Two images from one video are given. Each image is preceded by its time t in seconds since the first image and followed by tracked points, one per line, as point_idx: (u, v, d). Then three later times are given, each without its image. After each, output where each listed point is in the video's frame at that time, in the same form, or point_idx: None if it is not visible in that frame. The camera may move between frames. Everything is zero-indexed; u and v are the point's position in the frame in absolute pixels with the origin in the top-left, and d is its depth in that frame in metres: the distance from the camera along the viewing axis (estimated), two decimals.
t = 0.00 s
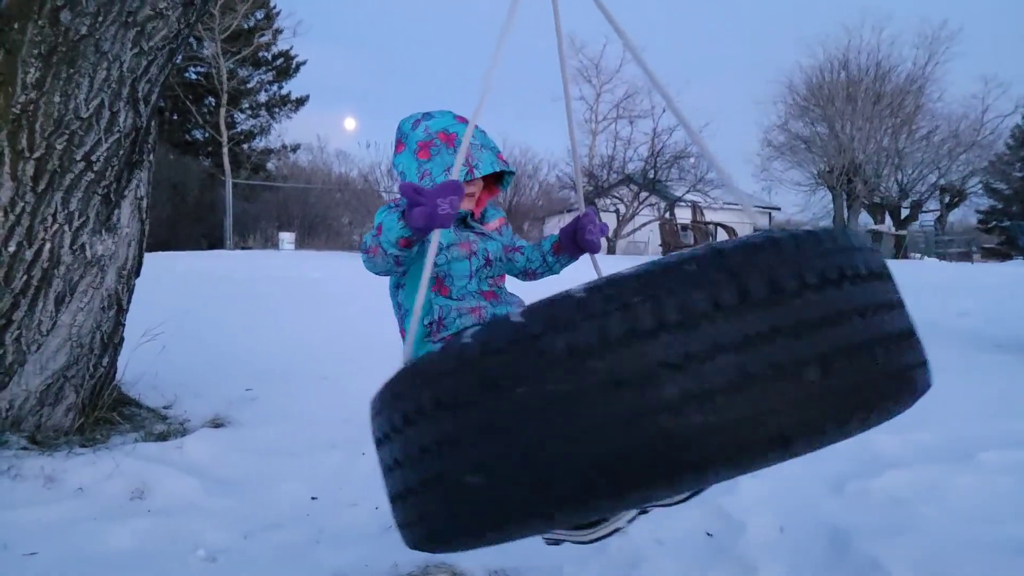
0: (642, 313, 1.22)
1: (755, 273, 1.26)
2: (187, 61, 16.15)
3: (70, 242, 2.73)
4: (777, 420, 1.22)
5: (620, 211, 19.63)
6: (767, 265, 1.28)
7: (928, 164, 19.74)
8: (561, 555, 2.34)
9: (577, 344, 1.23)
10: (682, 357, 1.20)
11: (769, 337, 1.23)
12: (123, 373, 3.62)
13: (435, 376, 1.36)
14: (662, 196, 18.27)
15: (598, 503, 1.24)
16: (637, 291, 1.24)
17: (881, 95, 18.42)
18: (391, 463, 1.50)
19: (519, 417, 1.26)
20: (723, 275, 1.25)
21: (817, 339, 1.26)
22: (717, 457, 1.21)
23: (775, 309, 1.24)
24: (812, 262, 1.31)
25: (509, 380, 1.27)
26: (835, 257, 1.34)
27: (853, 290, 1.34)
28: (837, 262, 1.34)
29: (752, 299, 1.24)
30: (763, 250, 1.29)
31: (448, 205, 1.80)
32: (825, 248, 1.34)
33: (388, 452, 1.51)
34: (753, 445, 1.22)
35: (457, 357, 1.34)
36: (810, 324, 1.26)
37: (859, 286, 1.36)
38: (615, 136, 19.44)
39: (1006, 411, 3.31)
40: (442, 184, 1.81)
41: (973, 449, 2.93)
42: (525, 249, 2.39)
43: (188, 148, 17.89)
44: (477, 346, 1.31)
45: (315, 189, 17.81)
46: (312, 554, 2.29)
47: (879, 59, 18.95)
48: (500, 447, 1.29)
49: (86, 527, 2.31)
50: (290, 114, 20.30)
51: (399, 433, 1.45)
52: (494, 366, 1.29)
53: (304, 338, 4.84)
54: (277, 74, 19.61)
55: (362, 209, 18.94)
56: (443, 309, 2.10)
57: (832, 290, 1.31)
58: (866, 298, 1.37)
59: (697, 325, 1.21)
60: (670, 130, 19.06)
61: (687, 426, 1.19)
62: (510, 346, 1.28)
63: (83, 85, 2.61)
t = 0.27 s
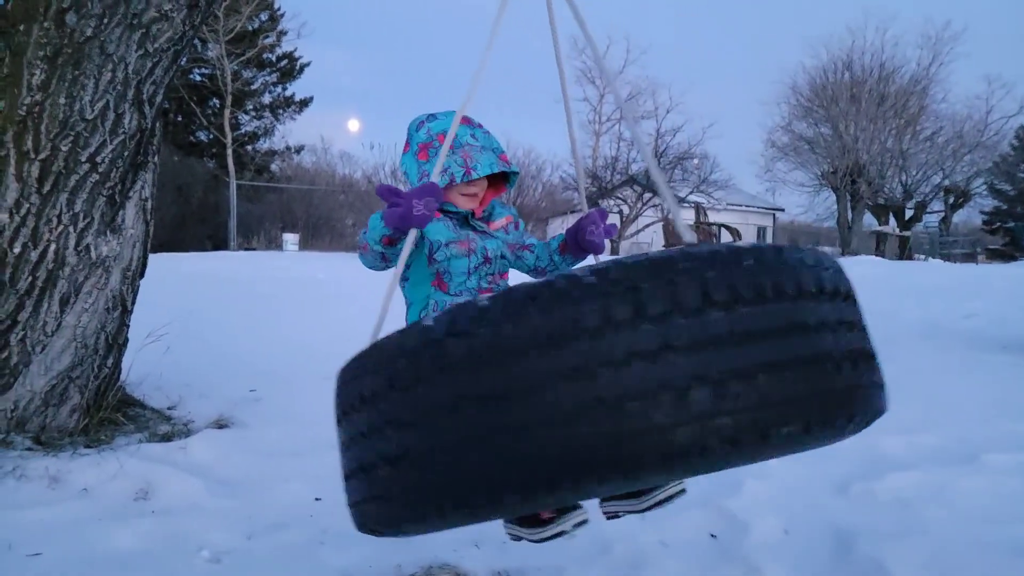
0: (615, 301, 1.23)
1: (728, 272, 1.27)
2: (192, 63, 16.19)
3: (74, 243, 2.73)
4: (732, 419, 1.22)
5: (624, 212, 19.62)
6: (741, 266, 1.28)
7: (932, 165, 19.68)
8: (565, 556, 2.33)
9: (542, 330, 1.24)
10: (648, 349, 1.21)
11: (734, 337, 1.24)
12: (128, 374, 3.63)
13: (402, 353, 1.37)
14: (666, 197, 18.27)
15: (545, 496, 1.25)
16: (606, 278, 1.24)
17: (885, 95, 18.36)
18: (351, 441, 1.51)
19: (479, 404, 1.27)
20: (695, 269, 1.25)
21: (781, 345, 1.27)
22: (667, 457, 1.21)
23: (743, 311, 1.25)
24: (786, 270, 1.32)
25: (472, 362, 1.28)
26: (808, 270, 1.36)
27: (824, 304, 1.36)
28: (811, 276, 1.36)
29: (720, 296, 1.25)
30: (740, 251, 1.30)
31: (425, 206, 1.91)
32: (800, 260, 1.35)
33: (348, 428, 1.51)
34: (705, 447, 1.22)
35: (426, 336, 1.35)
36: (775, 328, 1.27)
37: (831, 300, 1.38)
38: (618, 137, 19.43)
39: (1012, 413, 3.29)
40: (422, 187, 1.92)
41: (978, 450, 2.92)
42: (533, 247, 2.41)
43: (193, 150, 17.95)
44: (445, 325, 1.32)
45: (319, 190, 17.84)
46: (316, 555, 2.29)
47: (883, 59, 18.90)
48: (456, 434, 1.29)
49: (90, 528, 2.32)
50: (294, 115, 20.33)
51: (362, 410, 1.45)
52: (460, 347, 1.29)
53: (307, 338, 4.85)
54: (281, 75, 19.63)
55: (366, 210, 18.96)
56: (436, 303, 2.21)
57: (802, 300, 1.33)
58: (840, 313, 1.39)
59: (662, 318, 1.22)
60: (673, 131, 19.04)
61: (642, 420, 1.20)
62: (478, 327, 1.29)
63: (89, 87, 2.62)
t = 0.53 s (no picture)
0: (576, 300, 1.24)
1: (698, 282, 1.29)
2: (196, 64, 16.23)
3: (78, 244, 2.74)
4: (678, 424, 1.25)
5: (627, 213, 19.61)
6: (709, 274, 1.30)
7: (936, 166, 19.64)
8: (568, 557, 2.32)
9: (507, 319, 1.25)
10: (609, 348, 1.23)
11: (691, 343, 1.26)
12: (131, 375, 3.64)
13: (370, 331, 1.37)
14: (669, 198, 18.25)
15: (486, 486, 1.28)
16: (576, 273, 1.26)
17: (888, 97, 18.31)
18: (310, 414, 1.53)
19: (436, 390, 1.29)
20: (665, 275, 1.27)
21: (736, 355, 1.30)
22: (607, 456, 1.24)
23: (706, 319, 1.28)
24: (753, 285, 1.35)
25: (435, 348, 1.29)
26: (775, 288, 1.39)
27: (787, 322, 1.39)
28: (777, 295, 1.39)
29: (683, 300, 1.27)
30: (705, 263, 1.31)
31: (405, 205, 1.94)
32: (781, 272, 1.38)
33: (309, 400, 1.53)
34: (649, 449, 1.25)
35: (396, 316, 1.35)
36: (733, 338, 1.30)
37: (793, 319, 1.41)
38: (621, 138, 19.41)
39: (1016, 414, 3.27)
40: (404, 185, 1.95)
41: (982, 452, 2.91)
42: (541, 246, 2.44)
43: (197, 151, 17.99)
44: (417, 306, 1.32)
45: (322, 191, 17.86)
46: (320, 556, 2.28)
47: (886, 60, 18.85)
48: (407, 419, 1.31)
49: (93, 528, 2.32)
50: (297, 117, 20.36)
51: (326, 382, 1.47)
52: (426, 331, 1.30)
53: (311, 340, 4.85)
54: (284, 76, 19.63)
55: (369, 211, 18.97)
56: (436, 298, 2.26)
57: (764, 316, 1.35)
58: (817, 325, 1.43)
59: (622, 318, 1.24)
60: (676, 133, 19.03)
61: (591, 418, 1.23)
62: (445, 312, 1.29)
63: (92, 88, 2.62)
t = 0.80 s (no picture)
0: (532, 301, 1.25)
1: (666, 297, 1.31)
2: (198, 65, 16.25)
3: (81, 244, 2.74)
4: (621, 431, 1.27)
5: (629, 214, 19.60)
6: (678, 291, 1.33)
7: (939, 168, 19.60)
8: (570, 558, 2.32)
9: (472, 313, 1.26)
10: (564, 350, 1.25)
11: (648, 356, 1.29)
12: (133, 375, 3.64)
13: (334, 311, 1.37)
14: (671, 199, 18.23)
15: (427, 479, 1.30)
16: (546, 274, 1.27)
17: (891, 98, 18.27)
18: (272, 390, 1.51)
19: (391, 378, 1.29)
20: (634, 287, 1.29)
21: (692, 371, 1.33)
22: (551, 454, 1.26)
23: (666, 334, 1.30)
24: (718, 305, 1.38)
25: (398, 336, 1.29)
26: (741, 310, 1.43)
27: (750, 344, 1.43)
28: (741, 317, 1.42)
29: (645, 311, 1.29)
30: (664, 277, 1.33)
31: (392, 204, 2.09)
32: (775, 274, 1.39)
33: (264, 374, 1.54)
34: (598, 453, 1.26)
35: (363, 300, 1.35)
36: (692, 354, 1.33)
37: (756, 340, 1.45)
38: (623, 139, 19.39)
39: (1019, 416, 3.27)
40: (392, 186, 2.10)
41: (984, 454, 2.90)
42: (547, 246, 2.44)
43: (199, 151, 18.01)
44: (388, 292, 1.32)
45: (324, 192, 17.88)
46: (321, 556, 2.28)
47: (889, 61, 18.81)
48: (359, 407, 1.32)
49: (96, 528, 2.32)
50: (300, 117, 20.38)
51: (287, 358, 1.45)
52: (388, 320, 1.31)
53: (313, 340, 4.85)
54: (286, 77, 19.61)
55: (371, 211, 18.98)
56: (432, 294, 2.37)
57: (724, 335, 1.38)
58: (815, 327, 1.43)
59: (585, 324, 1.26)
60: (678, 134, 19.01)
61: (539, 420, 1.25)
62: (411, 300, 1.30)
63: (95, 88, 2.62)
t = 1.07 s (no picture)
0: (487, 303, 1.27)
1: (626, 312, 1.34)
2: (201, 64, 16.25)
3: (83, 243, 2.75)
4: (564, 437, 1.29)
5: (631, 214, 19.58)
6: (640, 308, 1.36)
7: (941, 168, 19.56)
8: (572, 558, 2.32)
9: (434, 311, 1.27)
10: (520, 355, 1.27)
11: (601, 366, 1.31)
12: (136, 374, 3.65)
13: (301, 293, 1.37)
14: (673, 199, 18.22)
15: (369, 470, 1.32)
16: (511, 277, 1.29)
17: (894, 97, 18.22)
18: (232, 365, 1.50)
19: (343, 365, 1.30)
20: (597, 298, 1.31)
21: (644, 387, 1.36)
22: (500, 454, 1.27)
23: (619, 346, 1.32)
24: (677, 326, 1.42)
25: (361, 326, 1.30)
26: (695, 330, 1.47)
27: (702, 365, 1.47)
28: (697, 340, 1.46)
29: (606, 323, 1.32)
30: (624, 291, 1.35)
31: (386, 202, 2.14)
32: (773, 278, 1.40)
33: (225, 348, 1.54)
34: (543, 454, 1.28)
35: (333, 287, 1.36)
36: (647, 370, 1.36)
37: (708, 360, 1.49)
38: (625, 138, 19.38)
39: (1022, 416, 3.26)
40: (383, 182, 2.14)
41: (987, 454, 2.89)
42: (552, 245, 2.37)
43: (202, 151, 18.03)
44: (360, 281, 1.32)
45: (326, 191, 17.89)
46: (323, 556, 2.28)
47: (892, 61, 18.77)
48: (312, 393, 1.32)
49: (98, 527, 2.32)
50: (302, 117, 20.38)
51: (248, 334, 1.46)
52: (347, 310, 1.32)
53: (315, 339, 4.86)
54: (288, 76, 19.62)
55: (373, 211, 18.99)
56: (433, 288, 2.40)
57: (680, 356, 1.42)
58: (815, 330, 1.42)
59: (544, 330, 1.28)
60: (680, 133, 18.99)
61: (490, 421, 1.26)
62: (369, 290, 1.31)
63: (98, 87, 2.62)
